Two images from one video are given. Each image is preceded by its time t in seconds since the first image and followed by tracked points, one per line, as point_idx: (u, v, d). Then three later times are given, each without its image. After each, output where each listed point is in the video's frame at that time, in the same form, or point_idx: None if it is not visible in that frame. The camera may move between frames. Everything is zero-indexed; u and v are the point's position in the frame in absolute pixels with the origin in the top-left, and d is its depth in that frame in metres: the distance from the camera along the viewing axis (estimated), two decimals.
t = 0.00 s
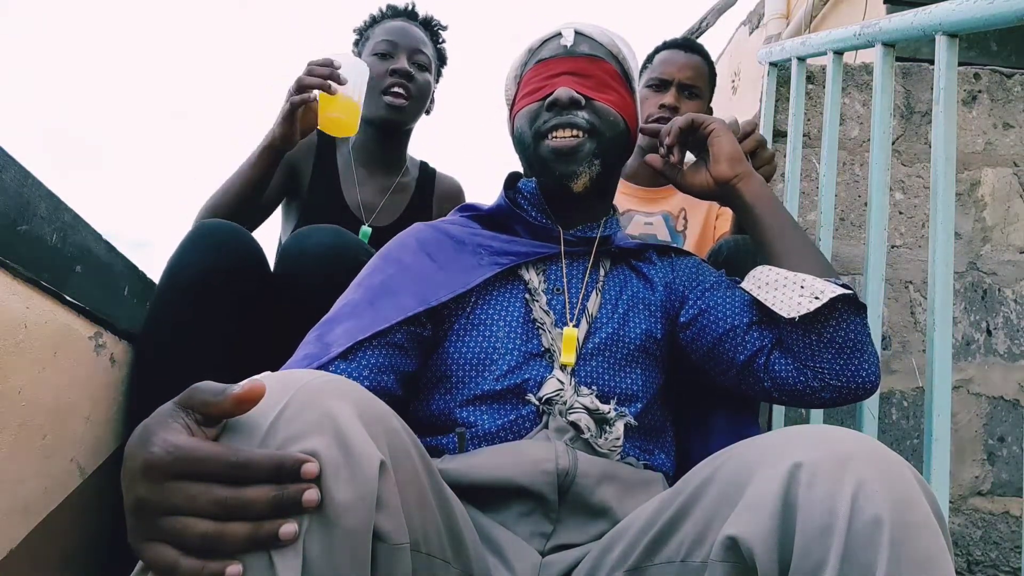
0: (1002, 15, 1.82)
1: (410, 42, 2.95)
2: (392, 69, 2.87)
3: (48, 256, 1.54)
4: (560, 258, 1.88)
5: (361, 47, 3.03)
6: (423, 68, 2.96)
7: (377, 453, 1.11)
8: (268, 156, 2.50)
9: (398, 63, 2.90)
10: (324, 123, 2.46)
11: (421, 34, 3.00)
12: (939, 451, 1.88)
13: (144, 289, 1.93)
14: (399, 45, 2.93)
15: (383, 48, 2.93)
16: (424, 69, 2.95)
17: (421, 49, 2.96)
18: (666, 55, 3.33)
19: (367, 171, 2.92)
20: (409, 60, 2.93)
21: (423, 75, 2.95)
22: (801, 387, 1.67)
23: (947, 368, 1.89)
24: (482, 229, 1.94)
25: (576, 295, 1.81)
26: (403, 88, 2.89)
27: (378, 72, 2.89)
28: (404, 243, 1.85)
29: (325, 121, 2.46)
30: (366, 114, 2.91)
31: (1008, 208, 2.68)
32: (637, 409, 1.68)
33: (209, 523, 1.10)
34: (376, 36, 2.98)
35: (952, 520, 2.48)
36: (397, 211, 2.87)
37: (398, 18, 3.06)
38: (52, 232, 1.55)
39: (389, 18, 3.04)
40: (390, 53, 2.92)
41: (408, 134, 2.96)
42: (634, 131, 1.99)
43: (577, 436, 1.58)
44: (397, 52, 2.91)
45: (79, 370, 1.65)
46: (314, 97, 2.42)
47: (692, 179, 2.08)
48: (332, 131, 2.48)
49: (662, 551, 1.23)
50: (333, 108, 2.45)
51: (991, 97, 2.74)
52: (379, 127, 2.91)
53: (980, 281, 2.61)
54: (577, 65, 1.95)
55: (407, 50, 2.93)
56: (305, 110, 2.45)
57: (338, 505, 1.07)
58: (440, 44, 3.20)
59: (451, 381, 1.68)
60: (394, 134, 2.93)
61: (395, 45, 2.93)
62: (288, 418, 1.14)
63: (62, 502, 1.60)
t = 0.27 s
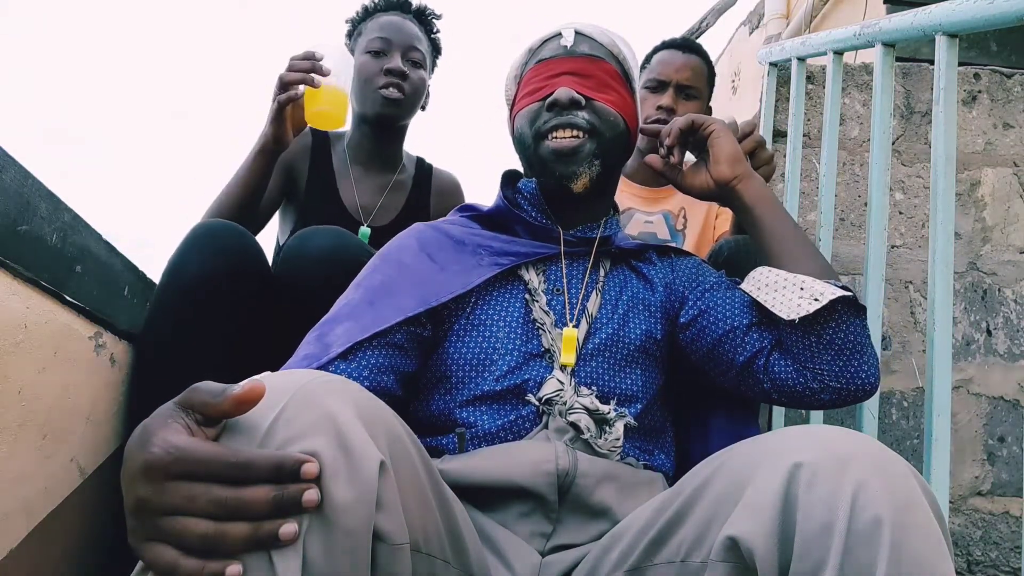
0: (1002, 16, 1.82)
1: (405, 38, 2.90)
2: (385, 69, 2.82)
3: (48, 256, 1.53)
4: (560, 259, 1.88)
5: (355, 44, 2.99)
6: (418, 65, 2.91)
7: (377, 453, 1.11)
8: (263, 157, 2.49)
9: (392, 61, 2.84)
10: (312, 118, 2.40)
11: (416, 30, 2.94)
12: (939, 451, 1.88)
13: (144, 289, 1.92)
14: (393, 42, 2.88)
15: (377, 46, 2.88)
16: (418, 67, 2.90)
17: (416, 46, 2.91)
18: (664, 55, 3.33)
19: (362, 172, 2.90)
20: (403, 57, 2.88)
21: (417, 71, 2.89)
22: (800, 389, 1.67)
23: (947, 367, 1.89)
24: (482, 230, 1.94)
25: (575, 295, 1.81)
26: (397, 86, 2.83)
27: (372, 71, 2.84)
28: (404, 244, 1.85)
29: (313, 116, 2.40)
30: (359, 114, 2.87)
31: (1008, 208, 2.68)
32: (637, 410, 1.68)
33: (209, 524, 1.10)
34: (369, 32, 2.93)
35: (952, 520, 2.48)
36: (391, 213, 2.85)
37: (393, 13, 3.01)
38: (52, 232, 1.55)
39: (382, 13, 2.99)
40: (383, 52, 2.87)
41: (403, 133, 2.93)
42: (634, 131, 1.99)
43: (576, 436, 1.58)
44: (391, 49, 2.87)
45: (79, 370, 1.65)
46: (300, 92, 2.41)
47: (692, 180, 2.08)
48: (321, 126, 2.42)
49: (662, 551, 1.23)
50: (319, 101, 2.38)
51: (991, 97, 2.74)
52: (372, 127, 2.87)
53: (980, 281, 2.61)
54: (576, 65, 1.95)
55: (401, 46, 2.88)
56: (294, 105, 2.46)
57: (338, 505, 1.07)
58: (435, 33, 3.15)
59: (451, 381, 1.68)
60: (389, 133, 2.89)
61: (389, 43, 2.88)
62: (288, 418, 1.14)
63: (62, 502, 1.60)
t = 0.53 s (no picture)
0: (1002, 16, 1.82)
1: (398, 36, 2.90)
2: (379, 68, 2.82)
3: (48, 256, 1.53)
4: (559, 259, 1.88)
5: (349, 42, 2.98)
6: (412, 64, 2.91)
7: (377, 453, 1.11)
8: (259, 158, 2.48)
9: (386, 60, 2.84)
10: (307, 122, 2.41)
11: (410, 28, 2.94)
12: (939, 451, 1.88)
13: (144, 289, 1.92)
14: (387, 41, 2.88)
15: (371, 44, 2.88)
16: (413, 65, 2.90)
17: (410, 44, 2.91)
18: (665, 55, 3.33)
19: (358, 172, 2.90)
20: (397, 55, 2.88)
21: (412, 70, 2.89)
22: (800, 390, 1.67)
23: (947, 367, 1.89)
24: (481, 230, 1.94)
25: (575, 295, 1.81)
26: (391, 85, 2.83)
27: (366, 71, 2.84)
28: (403, 244, 1.85)
29: (308, 121, 2.41)
30: (354, 113, 2.87)
31: (1008, 208, 2.68)
32: (637, 410, 1.69)
33: (208, 524, 1.10)
34: (363, 30, 2.92)
35: (951, 520, 2.48)
36: (387, 214, 2.84)
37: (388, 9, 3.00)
38: (52, 232, 1.55)
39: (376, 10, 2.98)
40: (377, 51, 2.87)
41: (399, 132, 2.93)
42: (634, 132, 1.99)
43: (576, 437, 1.58)
44: (385, 48, 2.87)
45: (79, 370, 1.65)
46: (295, 96, 2.41)
47: (693, 180, 2.08)
48: (316, 130, 2.43)
49: (662, 551, 1.23)
50: (314, 107, 2.39)
51: (991, 97, 2.74)
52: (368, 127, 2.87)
53: (980, 282, 2.61)
54: (577, 65, 1.95)
55: (395, 45, 2.88)
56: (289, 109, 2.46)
57: (339, 506, 1.07)
58: (431, 28, 3.13)
59: (451, 382, 1.68)
60: (384, 132, 2.89)
61: (383, 41, 2.88)
62: (288, 419, 1.14)
63: (62, 502, 1.60)
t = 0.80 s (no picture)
0: (1002, 16, 1.82)
1: (397, 36, 2.88)
2: (377, 70, 2.81)
3: (47, 256, 1.53)
4: (557, 260, 1.88)
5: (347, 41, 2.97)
6: (410, 64, 2.90)
7: (376, 454, 1.11)
8: (257, 156, 2.48)
9: (385, 61, 2.83)
10: (301, 123, 2.41)
11: (408, 28, 2.93)
12: (939, 451, 1.88)
13: (144, 288, 1.92)
14: (385, 42, 2.87)
15: (370, 45, 2.86)
16: (411, 66, 2.89)
17: (408, 44, 2.90)
18: (663, 55, 3.33)
19: (356, 171, 2.90)
20: (396, 56, 2.86)
21: (410, 71, 2.88)
22: (795, 389, 1.68)
23: (946, 367, 1.89)
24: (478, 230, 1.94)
25: (574, 296, 1.81)
26: (389, 87, 2.83)
27: (365, 72, 2.83)
28: (402, 244, 1.84)
29: (302, 121, 2.41)
30: (352, 113, 2.86)
31: (1008, 208, 2.68)
32: (635, 410, 1.68)
33: (208, 523, 1.10)
34: (361, 30, 2.91)
35: (952, 520, 2.48)
36: (384, 214, 2.84)
37: (385, 8, 2.99)
38: (52, 232, 1.55)
39: (375, 9, 2.97)
40: (376, 51, 2.86)
41: (397, 131, 2.93)
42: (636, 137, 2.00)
43: (575, 436, 1.58)
44: (384, 49, 2.85)
45: (79, 370, 1.65)
46: (290, 97, 2.37)
47: (686, 179, 2.09)
48: (312, 130, 2.43)
49: (662, 551, 1.23)
50: (310, 107, 2.40)
51: (991, 97, 2.74)
52: (365, 127, 2.86)
53: (980, 282, 2.61)
54: (585, 68, 1.94)
55: (394, 45, 2.87)
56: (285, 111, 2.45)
57: (338, 506, 1.07)
58: (427, 26, 3.14)
59: (449, 382, 1.68)
60: (381, 133, 2.89)
61: (382, 42, 2.86)
62: (287, 419, 1.14)
63: (62, 502, 1.60)
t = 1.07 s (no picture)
0: (1002, 16, 1.83)
1: (404, 41, 2.88)
2: (385, 74, 2.81)
3: (47, 256, 1.53)
4: (555, 260, 1.88)
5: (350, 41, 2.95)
6: (415, 70, 2.91)
7: (377, 453, 1.11)
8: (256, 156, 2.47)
9: (392, 66, 2.83)
10: (307, 128, 2.42)
11: (414, 32, 2.93)
12: (939, 452, 1.88)
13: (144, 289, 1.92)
14: (392, 46, 2.86)
15: (376, 49, 2.86)
16: (416, 72, 2.90)
17: (414, 49, 2.90)
18: (663, 56, 3.34)
19: (357, 171, 2.90)
20: (402, 61, 2.86)
21: (415, 77, 2.90)
22: (789, 366, 1.68)
23: (946, 366, 1.89)
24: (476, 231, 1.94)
25: (571, 295, 1.81)
26: (395, 93, 2.83)
27: (371, 76, 2.83)
28: (400, 244, 1.85)
29: (307, 125, 2.42)
30: (356, 116, 2.86)
31: (1008, 208, 2.68)
32: (633, 407, 1.69)
33: (208, 523, 1.10)
34: (367, 32, 2.90)
35: (952, 520, 2.48)
36: (384, 215, 2.85)
37: (388, 9, 2.98)
38: (52, 232, 1.55)
39: (379, 10, 2.95)
40: (383, 55, 2.85)
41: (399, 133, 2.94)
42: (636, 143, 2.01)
43: (574, 433, 1.58)
44: (391, 53, 2.85)
45: (79, 370, 1.65)
46: (295, 102, 2.39)
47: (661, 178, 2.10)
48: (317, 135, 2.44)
49: (662, 551, 1.23)
50: (315, 111, 2.40)
51: (991, 97, 2.74)
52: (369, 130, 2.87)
53: (980, 282, 2.61)
54: (594, 72, 1.94)
55: (401, 50, 2.87)
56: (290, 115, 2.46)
57: (338, 506, 1.07)
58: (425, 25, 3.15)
59: (448, 381, 1.68)
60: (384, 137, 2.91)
61: (389, 46, 2.86)
62: (287, 418, 1.14)
63: (62, 502, 1.60)
